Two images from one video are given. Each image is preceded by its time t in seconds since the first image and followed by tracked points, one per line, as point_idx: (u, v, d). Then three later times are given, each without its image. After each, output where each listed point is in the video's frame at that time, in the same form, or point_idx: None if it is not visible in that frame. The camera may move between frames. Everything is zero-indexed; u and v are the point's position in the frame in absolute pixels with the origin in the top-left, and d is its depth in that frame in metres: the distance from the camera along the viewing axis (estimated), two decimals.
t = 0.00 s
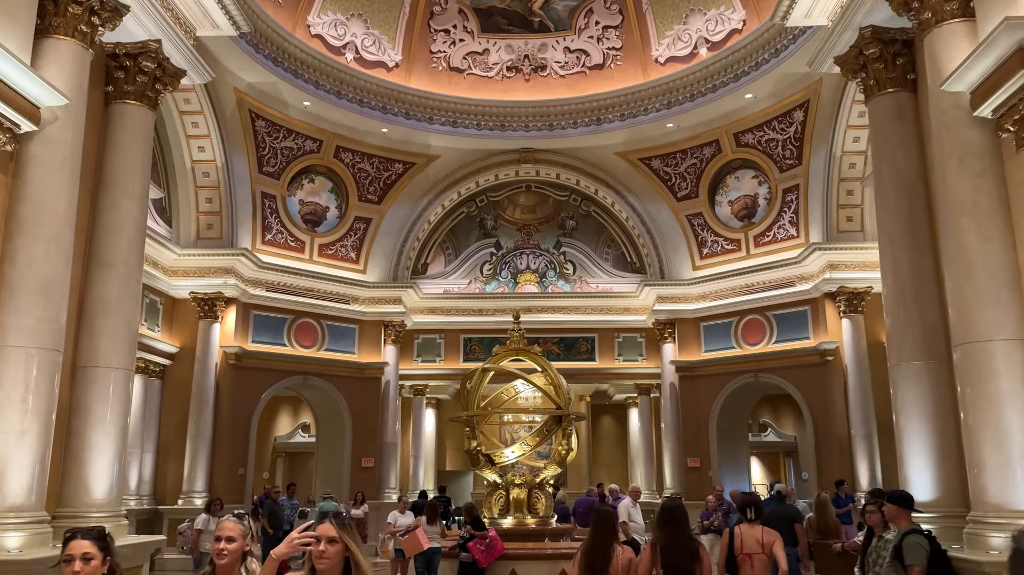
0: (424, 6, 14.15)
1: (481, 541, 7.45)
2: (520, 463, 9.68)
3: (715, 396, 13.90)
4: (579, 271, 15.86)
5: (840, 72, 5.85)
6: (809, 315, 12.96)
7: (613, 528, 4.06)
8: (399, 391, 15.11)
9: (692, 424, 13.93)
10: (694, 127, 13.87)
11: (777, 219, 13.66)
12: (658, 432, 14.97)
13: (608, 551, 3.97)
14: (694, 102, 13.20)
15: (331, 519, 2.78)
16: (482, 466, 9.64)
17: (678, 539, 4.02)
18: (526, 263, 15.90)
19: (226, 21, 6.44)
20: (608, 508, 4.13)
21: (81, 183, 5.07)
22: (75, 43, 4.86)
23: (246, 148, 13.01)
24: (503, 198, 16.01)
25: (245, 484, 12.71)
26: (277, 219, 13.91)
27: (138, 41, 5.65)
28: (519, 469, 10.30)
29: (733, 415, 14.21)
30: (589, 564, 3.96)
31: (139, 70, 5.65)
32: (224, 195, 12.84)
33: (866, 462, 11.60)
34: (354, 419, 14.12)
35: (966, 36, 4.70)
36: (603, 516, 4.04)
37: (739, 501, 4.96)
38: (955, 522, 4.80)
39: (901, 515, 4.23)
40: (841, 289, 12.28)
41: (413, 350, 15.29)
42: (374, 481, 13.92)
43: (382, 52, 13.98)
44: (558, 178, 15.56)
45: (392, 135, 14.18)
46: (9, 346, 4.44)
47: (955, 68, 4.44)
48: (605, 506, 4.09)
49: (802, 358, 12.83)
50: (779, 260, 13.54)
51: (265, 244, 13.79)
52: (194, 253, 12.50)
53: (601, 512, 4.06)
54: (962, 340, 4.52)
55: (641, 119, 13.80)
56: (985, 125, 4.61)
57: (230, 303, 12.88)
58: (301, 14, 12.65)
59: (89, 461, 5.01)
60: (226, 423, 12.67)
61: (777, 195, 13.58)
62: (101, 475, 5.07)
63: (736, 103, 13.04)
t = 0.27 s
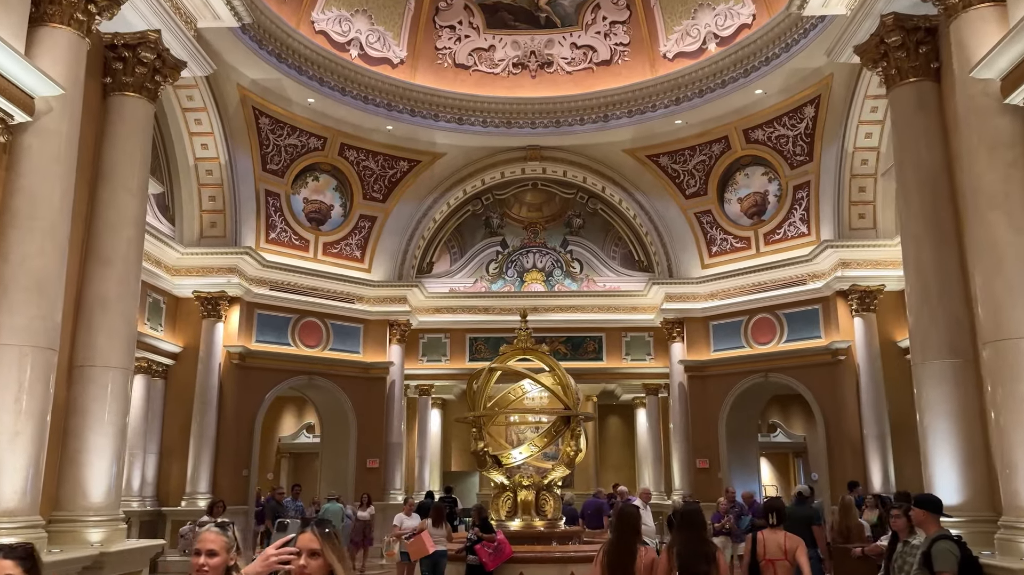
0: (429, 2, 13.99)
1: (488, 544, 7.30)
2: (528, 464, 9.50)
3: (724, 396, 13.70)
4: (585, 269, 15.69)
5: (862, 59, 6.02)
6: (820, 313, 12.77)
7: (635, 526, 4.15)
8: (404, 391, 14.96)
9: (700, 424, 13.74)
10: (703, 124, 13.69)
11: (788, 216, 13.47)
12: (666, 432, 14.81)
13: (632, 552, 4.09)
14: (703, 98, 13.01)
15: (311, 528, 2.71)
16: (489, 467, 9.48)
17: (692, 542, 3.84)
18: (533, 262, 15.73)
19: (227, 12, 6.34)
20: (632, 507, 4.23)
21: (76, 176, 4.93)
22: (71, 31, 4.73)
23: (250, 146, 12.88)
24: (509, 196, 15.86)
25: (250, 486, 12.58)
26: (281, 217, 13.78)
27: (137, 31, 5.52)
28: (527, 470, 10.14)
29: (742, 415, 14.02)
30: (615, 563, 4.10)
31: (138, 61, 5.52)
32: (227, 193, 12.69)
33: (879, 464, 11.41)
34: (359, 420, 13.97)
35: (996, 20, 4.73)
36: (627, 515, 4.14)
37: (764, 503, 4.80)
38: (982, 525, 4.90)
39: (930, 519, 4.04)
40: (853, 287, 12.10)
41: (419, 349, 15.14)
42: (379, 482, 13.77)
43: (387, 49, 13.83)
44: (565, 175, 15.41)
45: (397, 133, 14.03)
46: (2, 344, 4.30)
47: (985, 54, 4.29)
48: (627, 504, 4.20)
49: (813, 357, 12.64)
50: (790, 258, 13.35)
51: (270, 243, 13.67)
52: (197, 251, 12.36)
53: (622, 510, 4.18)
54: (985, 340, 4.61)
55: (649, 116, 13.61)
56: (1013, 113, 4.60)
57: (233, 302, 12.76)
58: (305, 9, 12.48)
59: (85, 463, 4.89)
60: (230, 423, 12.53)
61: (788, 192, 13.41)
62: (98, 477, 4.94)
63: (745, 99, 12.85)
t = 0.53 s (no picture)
0: None
1: (493, 543, 7.16)
2: (533, 463, 9.34)
3: (731, 394, 13.53)
4: (590, 266, 15.53)
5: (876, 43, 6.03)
6: (828, 310, 12.60)
7: (643, 525, 4.03)
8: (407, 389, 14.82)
9: (707, 422, 13.57)
10: (709, 118, 13.52)
11: (796, 211, 13.30)
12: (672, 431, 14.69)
13: (642, 550, 3.99)
14: (709, 92, 12.84)
15: (276, 531, 2.18)
16: (494, 466, 9.33)
17: (717, 542, 3.80)
18: (537, 259, 15.58)
19: None
20: (642, 505, 4.15)
21: (67, 164, 4.81)
22: (63, 15, 4.62)
23: (252, 142, 12.76)
24: (513, 193, 15.71)
25: (251, 484, 12.45)
26: (283, 213, 13.65)
27: (131, 16, 5.39)
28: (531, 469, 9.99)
29: (749, 413, 13.85)
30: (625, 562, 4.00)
31: (132, 47, 5.39)
32: (228, 188, 12.55)
33: (888, 463, 11.23)
34: (361, 418, 13.83)
35: None
36: (636, 513, 4.06)
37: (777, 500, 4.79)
38: (1006, 525, 4.83)
39: (952, 518, 3.88)
40: (862, 283, 11.92)
41: (422, 347, 15.00)
42: (382, 482, 13.63)
43: (390, 43, 13.69)
44: (570, 171, 15.26)
45: (400, 128, 13.89)
46: None
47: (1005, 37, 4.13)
48: (636, 503, 4.10)
49: (821, 354, 12.47)
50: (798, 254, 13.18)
51: (271, 240, 13.54)
52: (198, 248, 12.24)
53: (632, 510, 4.08)
54: (1009, 333, 4.53)
55: (654, 111, 13.44)
56: None
57: (235, 299, 12.64)
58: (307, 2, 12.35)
59: (78, 461, 4.78)
60: (231, 421, 12.40)
61: (795, 187, 13.26)
62: (91, 475, 4.83)
63: (753, 93, 12.68)
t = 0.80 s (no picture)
0: None
1: (495, 546, 7.01)
2: (536, 464, 9.17)
3: (737, 394, 13.34)
4: (594, 264, 15.36)
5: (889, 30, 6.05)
6: (836, 308, 12.41)
7: (645, 528, 3.81)
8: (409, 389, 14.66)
9: (713, 422, 13.39)
10: (714, 114, 13.33)
11: (803, 208, 13.12)
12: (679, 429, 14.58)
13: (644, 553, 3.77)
14: (714, 88, 12.65)
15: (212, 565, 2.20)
16: (496, 467, 9.17)
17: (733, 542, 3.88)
18: (540, 257, 15.42)
19: None
20: (642, 507, 3.93)
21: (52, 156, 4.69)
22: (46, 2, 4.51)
23: (251, 139, 12.62)
24: (516, 190, 15.54)
25: (251, 485, 12.30)
26: (283, 211, 13.51)
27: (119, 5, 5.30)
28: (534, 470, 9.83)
29: (756, 413, 13.66)
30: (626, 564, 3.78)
31: (121, 36, 5.30)
32: (227, 186, 12.41)
33: (898, 463, 11.03)
34: (362, 418, 13.68)
35: None
36: (638, 515, 3.85)
37: (784, 506, 4.71)
38: None
39: (972, 523, 3.70)
40: (870, 280, 11.72)
41: (424, 347, 14.83)
42: (383, 482, 13.48)
43: (390, 39, 13.54)
44: (573, 169, 15.09)
45: (402, 125, 13.71)
46: None
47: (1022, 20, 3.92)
48: (639, 506, 3.88)
49: (828, 353, 12.29)
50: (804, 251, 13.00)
51: (271, 238, 13.39)
52: (197, 246, 12.09)
53: (635, 512, 3.86)
54: None
55: (658, 106, 13.25)
56: None
57: (234, 298, 12.49)
58: None
59: (63, 463, 4.66)
60: (230, 422, 12.26)
61: (802, 183, 13.08)
62: (77, 477, 4.71)
63: (759, 88, 12.48)
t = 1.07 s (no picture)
0: None
1: (500, 547, 6.86)
2: (541, 463, 9.03)
3: (745, 393, 13.17)
4: (599, 262, 15.22)
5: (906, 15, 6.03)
6: (845, 305, 12.25)
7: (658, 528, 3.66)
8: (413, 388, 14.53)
9: (720, 421, 13.23)
10: (722, 109, 13.15)
11: (811, 204, 12.97)
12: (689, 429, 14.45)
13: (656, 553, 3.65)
14: (721, 82, 12.46)
15: None
16: (501, 466, 9.03)
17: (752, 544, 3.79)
18: (545, 255, 15.29)
19: None
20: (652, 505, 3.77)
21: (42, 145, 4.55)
22: None
23: (253, 135, 12.50)
24: (520, 187, 15.40)
25: (253, 485, 12.18)
26: (285, 208, 13.39)
27: None
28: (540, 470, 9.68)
29: (764, 412, 13.49)
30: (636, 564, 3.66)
31: (116, 24, 5.19)
32: (229, 183, 12.29)
33: (909, 463, 10.85)
34: (366, 417, 13.56)
35: None
36: (650, 516, 3.69)
37: (796, 501, 4.56)
38: None
39: (1000, 524, 3.54)
40: (881, 277, 11.54)
41: (428, 345, 14.70)
42: (387, 482, 13.35)
43: (393, 35, 13.40)
44: (578, 165, 14.94)
45: (405, 122, 13.56)
46: None
47: None
48: (650, 504, 3.72)
49: (838, 350, 12.11)
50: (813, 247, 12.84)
51: (273, 235, 13.27)
52: (199, 244, 11.97)
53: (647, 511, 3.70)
54: None
55: (665, 102, 13.07)
56: None
57: (236, 296, 12.37)
58: None
59: (56, 461, 4.55)
60: (233, 421, 12.14)
61: (811, 178, 12.93)
62: (71, 475, 4.60)
63: (767, 82, 12.29)
